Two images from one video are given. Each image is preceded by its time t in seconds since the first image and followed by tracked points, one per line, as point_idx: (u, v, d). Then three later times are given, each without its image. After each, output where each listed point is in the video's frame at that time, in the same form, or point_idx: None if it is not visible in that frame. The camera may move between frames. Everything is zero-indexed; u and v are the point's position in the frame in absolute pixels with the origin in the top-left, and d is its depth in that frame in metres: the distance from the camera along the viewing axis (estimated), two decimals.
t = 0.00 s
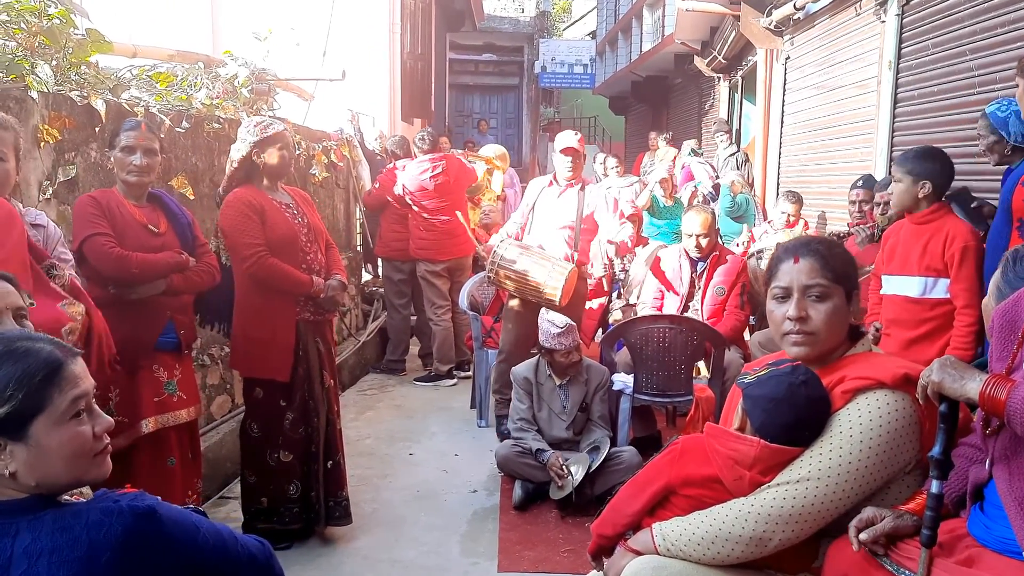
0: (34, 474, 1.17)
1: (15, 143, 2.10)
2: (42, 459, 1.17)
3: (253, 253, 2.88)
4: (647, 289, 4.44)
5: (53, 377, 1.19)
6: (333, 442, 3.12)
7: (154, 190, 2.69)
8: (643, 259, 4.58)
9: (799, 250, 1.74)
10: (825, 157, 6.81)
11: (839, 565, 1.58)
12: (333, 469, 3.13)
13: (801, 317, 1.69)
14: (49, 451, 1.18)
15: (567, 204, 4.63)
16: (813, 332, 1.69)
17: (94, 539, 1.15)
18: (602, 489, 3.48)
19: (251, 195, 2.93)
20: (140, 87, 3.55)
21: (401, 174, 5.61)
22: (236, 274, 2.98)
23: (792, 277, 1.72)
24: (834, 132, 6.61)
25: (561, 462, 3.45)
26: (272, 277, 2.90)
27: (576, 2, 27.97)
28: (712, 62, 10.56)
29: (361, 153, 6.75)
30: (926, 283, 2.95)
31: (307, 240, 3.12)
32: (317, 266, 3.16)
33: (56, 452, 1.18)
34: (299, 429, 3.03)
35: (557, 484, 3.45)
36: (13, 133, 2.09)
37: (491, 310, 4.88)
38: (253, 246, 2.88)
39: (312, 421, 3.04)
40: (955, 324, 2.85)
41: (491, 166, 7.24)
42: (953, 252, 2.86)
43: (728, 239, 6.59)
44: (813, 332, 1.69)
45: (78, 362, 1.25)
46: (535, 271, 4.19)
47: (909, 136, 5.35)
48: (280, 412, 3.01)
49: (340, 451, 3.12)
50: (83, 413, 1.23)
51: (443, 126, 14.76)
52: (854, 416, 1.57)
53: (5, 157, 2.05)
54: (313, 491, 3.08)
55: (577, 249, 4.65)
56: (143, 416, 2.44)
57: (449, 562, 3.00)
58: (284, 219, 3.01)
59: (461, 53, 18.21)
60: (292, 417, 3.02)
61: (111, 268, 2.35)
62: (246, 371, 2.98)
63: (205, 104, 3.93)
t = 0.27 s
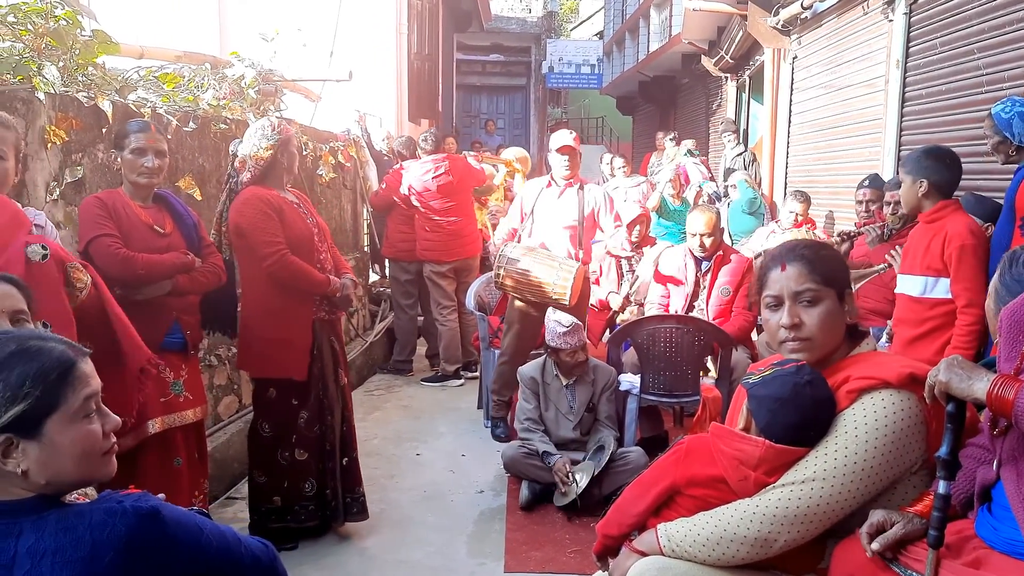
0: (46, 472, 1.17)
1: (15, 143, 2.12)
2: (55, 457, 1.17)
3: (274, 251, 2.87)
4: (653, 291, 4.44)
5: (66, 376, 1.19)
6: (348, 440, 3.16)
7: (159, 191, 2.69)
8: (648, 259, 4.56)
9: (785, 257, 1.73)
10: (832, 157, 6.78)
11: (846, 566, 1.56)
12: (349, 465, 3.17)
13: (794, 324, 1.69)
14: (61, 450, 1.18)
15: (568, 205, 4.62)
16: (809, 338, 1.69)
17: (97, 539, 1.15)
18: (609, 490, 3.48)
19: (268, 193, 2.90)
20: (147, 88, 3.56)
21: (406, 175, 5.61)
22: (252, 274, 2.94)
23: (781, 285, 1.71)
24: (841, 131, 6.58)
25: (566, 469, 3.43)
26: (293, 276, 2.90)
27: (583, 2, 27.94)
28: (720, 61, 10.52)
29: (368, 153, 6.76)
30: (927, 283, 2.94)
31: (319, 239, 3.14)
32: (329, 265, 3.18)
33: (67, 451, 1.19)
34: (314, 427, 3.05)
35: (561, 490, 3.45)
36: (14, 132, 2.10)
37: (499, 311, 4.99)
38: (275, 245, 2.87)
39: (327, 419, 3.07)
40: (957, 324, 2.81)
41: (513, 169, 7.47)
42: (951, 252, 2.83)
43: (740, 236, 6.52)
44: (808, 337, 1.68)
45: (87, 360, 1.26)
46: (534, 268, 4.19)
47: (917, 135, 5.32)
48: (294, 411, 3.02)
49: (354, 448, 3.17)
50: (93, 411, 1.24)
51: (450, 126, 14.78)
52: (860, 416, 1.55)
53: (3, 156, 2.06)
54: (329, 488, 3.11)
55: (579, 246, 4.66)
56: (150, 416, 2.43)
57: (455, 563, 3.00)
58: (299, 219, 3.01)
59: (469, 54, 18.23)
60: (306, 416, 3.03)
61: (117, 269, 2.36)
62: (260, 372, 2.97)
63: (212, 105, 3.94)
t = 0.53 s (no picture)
0: (67, 467, 1.19)
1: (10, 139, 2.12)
2: (76, 453, 1.20)
3: (289, 253, 2.86)
4: (656, 289, 4.39)
5: (87, 372, 1.21)
6: (358, 435, 3.20)
7: (162, 190, 2.68)
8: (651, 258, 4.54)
9: (789, 258, 1.72)
10: (836, 155, 6.77)
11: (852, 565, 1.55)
12: (360, 462, 3.21)
13: (800, 325, 1.68)
14: (82, 446, 1.20)
15: (560, 206, 4.62)
16: (814, 338, 1.67)
17: (99, 539, 1.14)
18: (612, 490, 3.47)
19: (276, 194, 2.90)
20: (149, 88, 3.56)
21: (409, 175, 5.61)
22: (264, 276, 2.92)
23: (786, 285, 1.70)
24: (845, 130, 6.57)
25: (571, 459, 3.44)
26: (306, 278, 2.90)
27: (586, 3, 27.93)
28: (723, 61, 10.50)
29: (371, 154, 6.76)
30: (925, 280, 2.93)
31: (326, 240, 3.15)
32: (334, 265, 3.20)
33: (86, 447, 1.21)
34: (325, 427, 3.06)
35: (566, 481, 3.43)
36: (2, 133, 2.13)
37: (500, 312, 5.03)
38: (290, 246, 2.87)
39: (337, 418, 3.09)
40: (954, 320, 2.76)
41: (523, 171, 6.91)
42: (942, 248, 2.80)
43: (746, 234, 6.48)
44: (813, 338, 1.67)
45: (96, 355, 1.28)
46: (528, 265, 4.20)
47: (922, 133, 5.30)
48: (304, 412, 3.02)
49: (365, 444, 3.21)
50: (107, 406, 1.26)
51: (453, 127, 14.79)
52: (865, 414, 1.54)
53: None
54: (340, 486, 3.13)
55: (572, 241, 4.66)
56: (151, 417, 2.44)
57: (459, 563, 2.99)
58: (307, 220, 3.02)
59: (472, 54, 18.24)
60: (317, 416, 3.03)
61: (120, 270, 2.35)
62: (271, 373, 2.96)
63: (214, 105, 3.93)
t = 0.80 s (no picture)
0: (86, 461, 1.22)
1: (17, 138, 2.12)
2: (94, 446, 1.23)
3: (295, 254, 2.86)
4: (658, 289, 4.39)
5: (102, 367, 1.25)
6: (362, 434, 3.21)
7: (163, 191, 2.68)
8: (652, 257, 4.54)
9: (807, 249, 1.72)
10: (838, 154, 6.75)
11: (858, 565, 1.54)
12: (364, 460, 3.21)
13: (816, 317, 1.66)
14: (99, 439, 1.23)
15: (544, 205, 4.61)
16: (828, 331, 1.66)
17: (100, 539, 1.14)
18: (615, 490, 3.46)
19: (280, 195, 2.89)
20: (150, 89, 3.55)
21: (411, 175, 5.60)
22: (269, 277, 2.91)
23: (803, 276, 1.69)
24: (847, 129, 6.55)
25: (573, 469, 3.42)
26: (313, 279, 2.91)
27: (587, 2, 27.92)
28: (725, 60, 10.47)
29: (372, 153, 6.75)
30: (928, 279, 2.90)
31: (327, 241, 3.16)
32: (336, 266, 3.21)
33: (102, 440, 1.24)
34: (329, 426, 3.06)
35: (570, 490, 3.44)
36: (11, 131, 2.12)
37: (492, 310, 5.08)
38: (297, 247, 2.86)
39: (342, 418, 3.09)
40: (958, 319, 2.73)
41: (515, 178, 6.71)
42: (942, 249, 2.79)
43: (748, 234, 6.48)
44: (827, 331, 1.66)
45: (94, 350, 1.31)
46: (522, 259, 4.18)
47: (925, 131, 5.29)
48: (308, 412, 3.02)
49: (369, 443, 3.21)
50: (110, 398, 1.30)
51: (455, 126, 14.78)
52: (870, 412, 1.53)
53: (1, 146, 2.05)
54: (344, 484, 3.14)
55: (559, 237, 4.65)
56: (153, 417, 2.44)
57: (461, 563, 2.98)
58: (311, 220, 3.02)
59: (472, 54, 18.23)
60: (322, 416, 3.04)
61: (120, 270, 2.35)
62: (280, 373, 2.95)
63: (215, 105, 3.92)
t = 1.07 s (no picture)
0: (93, 457, 1.22)
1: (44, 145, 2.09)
2: (101, 443, 1.23)
3: (297, 254, 2.86)
4: (660, 288, 4.39)
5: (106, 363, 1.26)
6: (363, 433, 3.21)
7: (164, 190, 2.68)
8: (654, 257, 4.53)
9: (837, 240, 1.70)
10: (840, 152, 6.73)
11: (861, 562, 1.53)
12: (364, 459, 3.20)
13: (841, 308, 1.65)
14: (105, 436, 1.24)
15: (536, 203, 4.57)
16: (850, 323, 1.65)
17: (102, 540, 1.14)
18: (617, 489, 3.46)
19: (281, 193, 2.89)
20: (150, 88, 3.54)
21: (414, 176, 5.59)
22: (271, 276, 2.91)
23: (832, 266, 1.68)
24: (849, 127, 6.54)
25: (576, 463, 3.42)
26: (315, 278, 2.91)
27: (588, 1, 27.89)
28: (726, 58, 10.35)
29: (373, 153, 6.75)
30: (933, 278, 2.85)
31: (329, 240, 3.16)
32: (337, 265, 3.21)
33: (107, 437, 1.24)
34: (331, 425, 3.06)
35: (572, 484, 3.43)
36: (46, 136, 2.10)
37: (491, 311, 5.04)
38: (298, 246, 2.86)
39: (343, 417, 3.09)
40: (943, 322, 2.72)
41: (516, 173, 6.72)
42: (941, 248, 2.77)
43: (749, 232, 6.48)
44: (850, 322, 1.65)
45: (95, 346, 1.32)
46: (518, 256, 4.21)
47: (927, 129, 5.28)
48: (310, 411, 3.01)
49: (369, 442, 3.21)
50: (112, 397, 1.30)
51: (456, 126, 14.78)
52: (873, 410, 1.53)
53: (28, 150, 2.03)
54: (345, 483, 3.14)
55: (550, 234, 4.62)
56: (156, 417, 2.43)
57: (464, 562, 2.98)
58: (312, 220, 3.03)
59: (474, 53, 18.24)
60: (323, 415, 3.03)
61: (121, 269, 2.35)
62: (283, 373, 2.94)
63: (216, 105, 3.92)
